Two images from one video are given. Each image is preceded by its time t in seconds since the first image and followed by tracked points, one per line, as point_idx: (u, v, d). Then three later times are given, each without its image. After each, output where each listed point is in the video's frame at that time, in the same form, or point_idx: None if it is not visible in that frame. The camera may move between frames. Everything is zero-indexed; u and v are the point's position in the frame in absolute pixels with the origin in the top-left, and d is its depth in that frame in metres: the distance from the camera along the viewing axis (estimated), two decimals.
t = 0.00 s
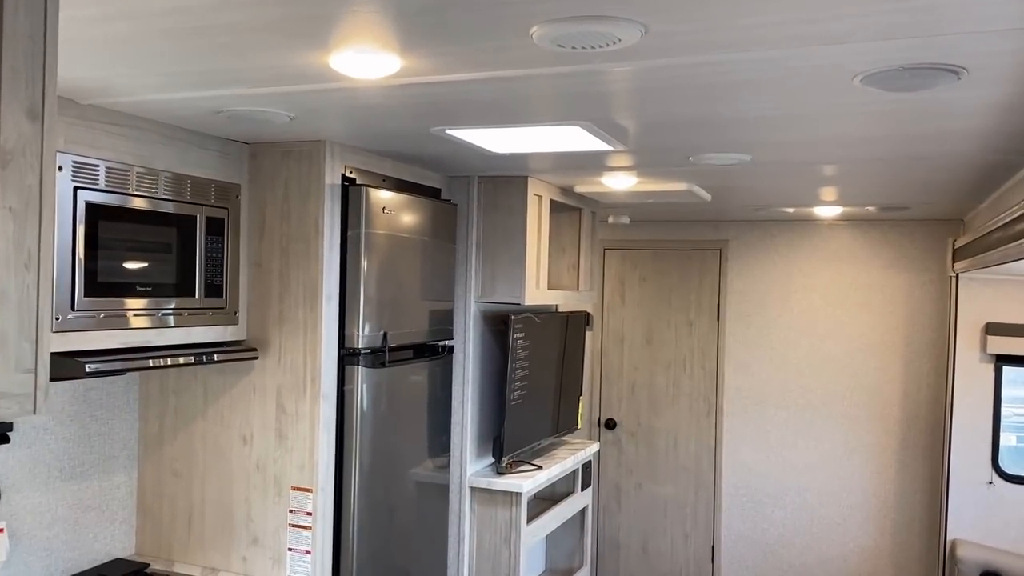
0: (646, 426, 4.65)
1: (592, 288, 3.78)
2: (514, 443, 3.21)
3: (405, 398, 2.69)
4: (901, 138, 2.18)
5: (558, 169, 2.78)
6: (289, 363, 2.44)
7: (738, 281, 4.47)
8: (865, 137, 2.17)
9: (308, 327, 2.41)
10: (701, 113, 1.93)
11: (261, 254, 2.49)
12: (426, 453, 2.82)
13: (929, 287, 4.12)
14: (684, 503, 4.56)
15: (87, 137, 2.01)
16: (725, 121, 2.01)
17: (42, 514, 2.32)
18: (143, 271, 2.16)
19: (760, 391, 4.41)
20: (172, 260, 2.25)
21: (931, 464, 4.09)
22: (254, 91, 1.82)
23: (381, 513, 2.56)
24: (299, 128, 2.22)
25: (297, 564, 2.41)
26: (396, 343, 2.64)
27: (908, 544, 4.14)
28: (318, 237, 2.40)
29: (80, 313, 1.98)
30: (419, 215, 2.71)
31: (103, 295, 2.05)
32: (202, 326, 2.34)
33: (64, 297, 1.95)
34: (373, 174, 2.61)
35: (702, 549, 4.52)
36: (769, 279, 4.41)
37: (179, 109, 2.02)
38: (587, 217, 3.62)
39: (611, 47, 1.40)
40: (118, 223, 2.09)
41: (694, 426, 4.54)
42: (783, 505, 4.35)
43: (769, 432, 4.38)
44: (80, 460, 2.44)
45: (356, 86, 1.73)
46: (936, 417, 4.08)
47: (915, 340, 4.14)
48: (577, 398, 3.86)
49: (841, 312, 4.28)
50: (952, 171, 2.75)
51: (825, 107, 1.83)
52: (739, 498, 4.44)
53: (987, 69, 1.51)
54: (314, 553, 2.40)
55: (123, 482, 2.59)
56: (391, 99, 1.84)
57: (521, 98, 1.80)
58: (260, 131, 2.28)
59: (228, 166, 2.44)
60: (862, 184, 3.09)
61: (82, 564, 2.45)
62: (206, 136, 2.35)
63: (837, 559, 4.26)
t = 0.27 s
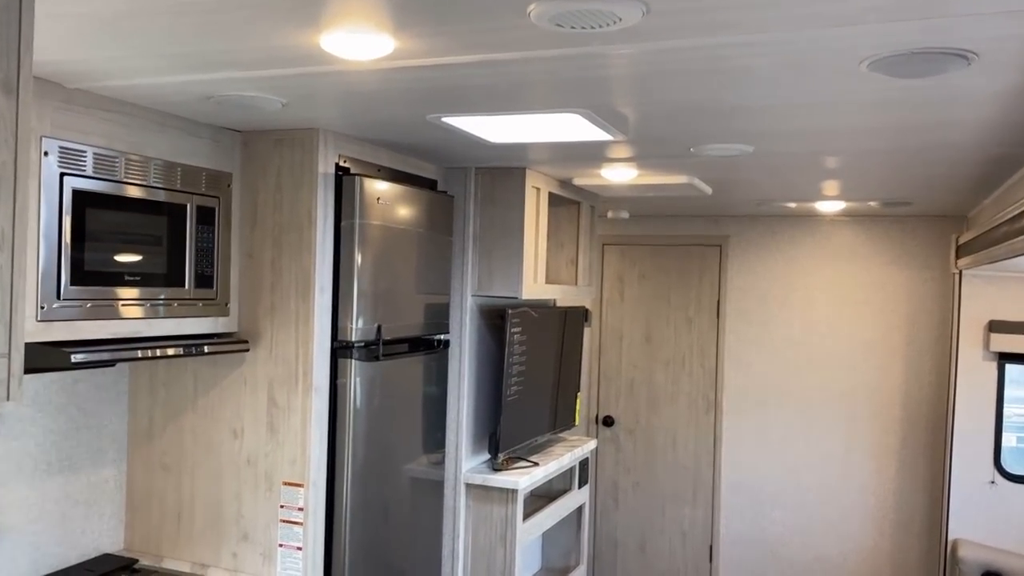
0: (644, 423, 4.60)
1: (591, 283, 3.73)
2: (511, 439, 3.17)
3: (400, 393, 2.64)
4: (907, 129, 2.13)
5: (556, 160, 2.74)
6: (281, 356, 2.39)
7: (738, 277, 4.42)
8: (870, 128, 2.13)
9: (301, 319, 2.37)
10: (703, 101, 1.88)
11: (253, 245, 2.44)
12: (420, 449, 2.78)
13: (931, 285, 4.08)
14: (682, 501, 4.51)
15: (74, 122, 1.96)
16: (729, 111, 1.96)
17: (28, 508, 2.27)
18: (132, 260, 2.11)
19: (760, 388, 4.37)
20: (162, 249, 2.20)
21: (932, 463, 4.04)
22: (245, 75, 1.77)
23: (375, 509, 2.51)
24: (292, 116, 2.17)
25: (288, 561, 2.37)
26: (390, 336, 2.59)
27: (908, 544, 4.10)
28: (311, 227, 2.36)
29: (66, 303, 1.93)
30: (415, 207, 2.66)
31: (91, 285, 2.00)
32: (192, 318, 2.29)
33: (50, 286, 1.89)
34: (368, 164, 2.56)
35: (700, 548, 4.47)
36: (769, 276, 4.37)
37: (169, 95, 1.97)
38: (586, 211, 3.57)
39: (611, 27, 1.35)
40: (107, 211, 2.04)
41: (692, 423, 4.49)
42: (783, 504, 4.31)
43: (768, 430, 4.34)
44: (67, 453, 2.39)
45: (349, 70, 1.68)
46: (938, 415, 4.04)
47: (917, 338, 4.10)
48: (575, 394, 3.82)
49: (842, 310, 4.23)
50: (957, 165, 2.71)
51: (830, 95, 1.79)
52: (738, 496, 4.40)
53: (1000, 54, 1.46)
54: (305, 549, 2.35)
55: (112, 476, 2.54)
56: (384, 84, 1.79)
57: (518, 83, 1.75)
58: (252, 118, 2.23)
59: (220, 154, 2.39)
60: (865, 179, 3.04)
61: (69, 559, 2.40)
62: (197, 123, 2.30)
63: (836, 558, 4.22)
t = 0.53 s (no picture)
0: (644, 414, 4.58)
1: (591, 271, 3.71)
2: (510, 427, 3.14)
3: (398, 377, 2.62)
4: (913, 112, 2.10)
5: (557, 143, 2.71)
6: (277, 338, 2.37)
7: (740, 267, 4.39)
8: (876, 109, 2.10)
9: (297, 302, 2.34)
10: (706, 79, 1.85)
11: (250, 226, 2.42)
12: (419, 435, 2.75)
13: (935, 276, 4.05)
14: (682, 492, 4.49)
15: (67, 98, 1.93)
16: (732, 90, 1.93)
17: (20, 490, 2.25)
18: (126, 239, 2.08)
19: (761, 379, 4.34)
20: (157, 229, 2.17)
21: (934, 455, 4.02)
22: (240, 49, 1.74)
23: (372, 495, 2.49)
24: (289, 94, 2.14)
25: (284, 545, 2.34)
26: (388, 320, 2.57)
27: (909, 536, 4.08)
28: (308, 208, 2.33)
29: (58, 281, 1.91)
30: (414, 190, 2.63)
31: (84, 263, 1.97)
32: (188, 299, 2.26)
33: (41, 264, 1.87)
34: (366, 146, 2.53)
35: (699, 539, 4.45)
36: (771, 266, 4.34)
37: (163, 70, 1.94)
38: (587, 198, 3.54)
39: None
40: (101, 188, 2.01)
41: (693, 414, 4.47)
42: (783, 495, 4.28)
43: (769, 421, 4.32)
44: (60, 435, 2.36)
45: (346, 43, 1.65)
46: (940, 407, 4.01)
47: (920, 330, 4.07)
48: (575, 383, 3.79)
49: (844, 300, 4.20)
50: (962, 151, 2.68)
51: (835, 73, 1.75)
52: (738, 487, 4.38)
53: (1010, 28, 1.43)
54: (301, 534, 2.33)
55: (107, 459, 2.51)
56: (382, 59, 1.76)
57: (518, 59, 1.72)
58: (248, 97, 2.21)
59: (216, 134, 2.36)
60: (869, 166, 3.01)
61: (62, 542, 2.38)
62: (193, 102, 2.27)
63: (836, 550, 4.20)
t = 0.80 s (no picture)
0: (645, 402, 4.55)
1: (593, 256, 3.68)
2: (510, 412, 3.12)
3: (399, 360, 2.59)
4: (921, 92, 2.07)
5: (560, 124, 2.68)
6: (276, 318, 2.34)
7: (743, 255, 4.36)
8: (884, 89, 2.07)
9: (296, 281, 2.32)
10: (713, 56, 1.82)
11: (249, 204, 2.39)
12: (418, 419, 2.73)
13: (939, 265, 4.02)
14: (682, 481, 4.47)
15: (63, 69, 1.90)
16: (738, 67, 1.90)
17: (15, 468, 2.23)
18: (123, 215, 2.06)
19: (763, 368, 4.32)
20: (154, 205, 2.14)
21: (937, 445, 4.00)
22: (238, 20, 1.71)
23: (372, 476, 2.47)
24: (289, 69, 2.11)
25: (281, 526, 2.32)
26: (389, 301, 2.54)
27: (910, 526, 4.06)
28: (308, 186, 2.31)
29: (53, 256, 1.88)
30: (416, 170, 2.60)
31: (79, 237, 1.94)
32: (186, 277, 2.24)
33: (35, 237, 1.84)
34: (367, 125, 2.50)
35: (699, 528, 4.43)
36: (774, 254, 4.31)
37: (161, 42, 1.91)
38: (590, 182, 3.51)
39: None
40: (97, 161, 1.98)
41: (694, 403, 4.44)
42: (784, 485, 4.26)
43: (770, 410, 4.30)
44: (55, 414, 2.35)
45: (346, 13, 1.62)
46: (943, 397, 3.99)
47: (923, 319, 4.04)
48: (576, 370, 3.76)
49: (848, 289, 4.17)
50: (970, 136, 2.65)
51: (844, 48, 1.72)
52: (738, 477, 4.36)
53: None
54: (299, 516, 2.31)
55: (103, 438, 2.49)
56: (383, 31, 1.73)
57: (521, 32, 1.69)
58: (248, 71, 2.18)
59: (215, 110, 2.33)
60: (875, 151, 2.98)
61: (56, 521, 2.36)
62: (191, 77, 2.24)
63: (837, 540, 4.19)
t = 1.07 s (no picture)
0: (645, 392, 4.54)
1: (595, 244, 3.66)
2: (510, 398, 3.11)
3: (399, 344, 2.58)
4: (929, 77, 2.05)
5: (564, 108, 2.66)
6: (276, 299, 2.32)
7: (745, 245, 4.35)
8: (891, 74, 2.04)
9: (296, 262, 2.30)
10: (719, 37, 1.80)
11: (249, 185, 2.37)
12: (418, 404, 2.71)
13: (942, 257, 4.01)
14: (681, 471, 4.46)
15: (63, 44, 1.88)
16: (745, 49, 1.88)
17: (12, 447, 2.22)
18: (122, 193, 2.04)
19: (764, 359, 4.31)
20: (154, 184, 2.13)
21: (937, 437, 3.99)
22: None
23: (371, 460, 2.46)
24: (290, 47, 2.09)
25: (279, 509, 2.31)
26: (390, 284, 2.52)
27: (909, 518, 4.05)
28: (309, 167, 2.29)
29: (50, 232, 1.86)
30: (418, 153, 2.58)
31: (77, 214, 1.93)
32: (185, 257, 2.22)
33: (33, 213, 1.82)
34: (369, 106, 2.48)
35: (697, 518, 4.43)
36: (777, 244, 4.29)
37: (161, 18, 1.89)
38: (592, 169, 3.49)
39: None
40: (96, 138, 1.96)
41: (694, 393, 4.43)
42: (784, 475, 4.26)
43: (771, 400, 4.29)
44: (53, 394, 2.33)
45: None
46: (944, 389, 3.98)
47: (926, 311, 4.03)
48: (576, 358, 3.75)
49: (850, 281, 4.16)
50: (976, 125, 2.63)
51: (852, 30, 1.70)
52: (738, 467, 4.35)
53: None
54: (297, 498, 2.30)
55: (101, 420, 2.48)
56: (386, 7, 1.71)
57: (525, 10, 1.67)
58: (249, 50, 2.15)
59: (215, 89, 2.31)
60: (880, 140, 2.96)
61: (53, 502, 2.35)
62: (192, 55, 2.22)
63: (836, 532, 4.18)
